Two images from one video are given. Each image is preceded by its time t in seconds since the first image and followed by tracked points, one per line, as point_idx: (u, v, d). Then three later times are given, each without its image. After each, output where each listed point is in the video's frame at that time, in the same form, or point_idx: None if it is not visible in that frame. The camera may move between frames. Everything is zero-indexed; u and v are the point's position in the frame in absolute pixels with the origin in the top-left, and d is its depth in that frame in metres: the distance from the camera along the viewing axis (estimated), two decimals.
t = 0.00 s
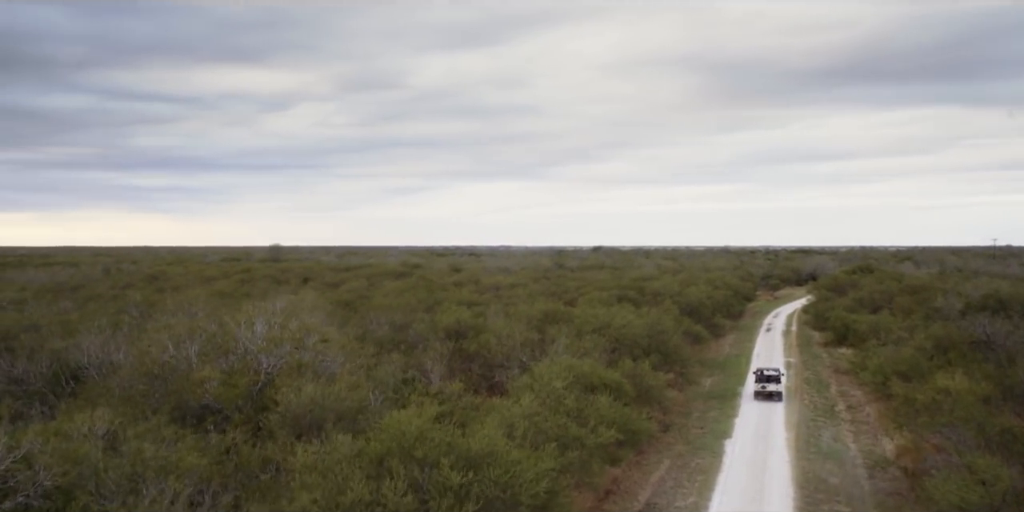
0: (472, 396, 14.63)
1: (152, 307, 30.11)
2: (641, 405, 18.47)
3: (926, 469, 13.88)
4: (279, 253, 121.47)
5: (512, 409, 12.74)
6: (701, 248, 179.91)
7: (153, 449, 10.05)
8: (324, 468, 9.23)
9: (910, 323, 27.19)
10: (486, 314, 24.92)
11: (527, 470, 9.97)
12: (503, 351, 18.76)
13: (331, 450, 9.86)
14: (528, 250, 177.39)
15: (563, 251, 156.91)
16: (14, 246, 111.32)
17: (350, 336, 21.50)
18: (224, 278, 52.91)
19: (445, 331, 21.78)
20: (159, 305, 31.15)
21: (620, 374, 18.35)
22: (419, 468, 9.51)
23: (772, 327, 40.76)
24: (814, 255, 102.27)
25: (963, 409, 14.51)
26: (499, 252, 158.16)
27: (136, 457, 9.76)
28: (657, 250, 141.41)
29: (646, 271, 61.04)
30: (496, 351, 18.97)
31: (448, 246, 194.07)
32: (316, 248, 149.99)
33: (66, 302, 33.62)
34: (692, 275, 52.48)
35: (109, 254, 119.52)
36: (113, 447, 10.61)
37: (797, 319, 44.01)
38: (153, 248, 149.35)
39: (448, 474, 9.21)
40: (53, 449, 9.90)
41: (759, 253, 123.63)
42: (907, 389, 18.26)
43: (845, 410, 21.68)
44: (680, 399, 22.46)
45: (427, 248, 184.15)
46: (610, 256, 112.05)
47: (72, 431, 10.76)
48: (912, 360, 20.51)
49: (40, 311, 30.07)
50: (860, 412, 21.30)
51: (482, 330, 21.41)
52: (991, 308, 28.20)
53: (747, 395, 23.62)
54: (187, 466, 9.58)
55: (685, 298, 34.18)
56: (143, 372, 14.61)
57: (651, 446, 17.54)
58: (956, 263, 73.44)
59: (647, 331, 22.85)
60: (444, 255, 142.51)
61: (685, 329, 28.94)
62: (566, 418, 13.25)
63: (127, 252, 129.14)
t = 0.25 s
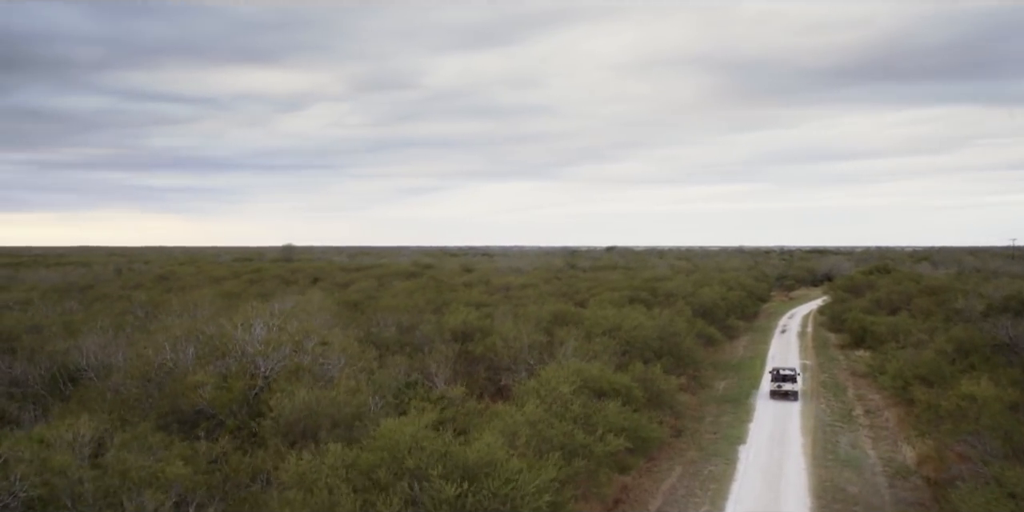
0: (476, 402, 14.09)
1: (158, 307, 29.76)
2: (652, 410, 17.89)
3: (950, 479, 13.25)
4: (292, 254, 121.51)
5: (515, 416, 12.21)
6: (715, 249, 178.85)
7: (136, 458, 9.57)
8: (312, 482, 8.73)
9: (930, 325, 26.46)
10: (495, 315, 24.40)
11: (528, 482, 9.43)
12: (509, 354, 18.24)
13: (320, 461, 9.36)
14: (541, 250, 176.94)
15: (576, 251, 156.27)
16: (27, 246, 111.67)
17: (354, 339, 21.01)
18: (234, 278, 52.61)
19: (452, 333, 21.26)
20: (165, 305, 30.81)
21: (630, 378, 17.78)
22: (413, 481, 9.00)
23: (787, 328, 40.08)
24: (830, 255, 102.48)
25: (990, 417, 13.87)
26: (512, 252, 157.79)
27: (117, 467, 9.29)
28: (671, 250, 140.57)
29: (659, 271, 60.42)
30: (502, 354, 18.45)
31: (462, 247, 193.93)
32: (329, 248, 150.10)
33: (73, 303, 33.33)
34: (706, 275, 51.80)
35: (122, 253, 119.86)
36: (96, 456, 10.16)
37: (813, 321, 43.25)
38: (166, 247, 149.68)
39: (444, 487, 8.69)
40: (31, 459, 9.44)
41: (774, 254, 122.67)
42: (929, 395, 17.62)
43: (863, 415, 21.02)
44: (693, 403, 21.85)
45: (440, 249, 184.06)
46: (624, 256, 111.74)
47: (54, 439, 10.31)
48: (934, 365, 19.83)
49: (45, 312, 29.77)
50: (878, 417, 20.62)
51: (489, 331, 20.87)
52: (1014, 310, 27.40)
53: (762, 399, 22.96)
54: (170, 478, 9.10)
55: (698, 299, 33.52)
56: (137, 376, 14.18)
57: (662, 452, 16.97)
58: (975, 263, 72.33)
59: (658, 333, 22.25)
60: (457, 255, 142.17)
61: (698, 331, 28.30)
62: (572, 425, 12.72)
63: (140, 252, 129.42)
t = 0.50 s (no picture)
0: (478, 408, 13.58)
1: (163, 307, 29.38)
2: (662, 415, 17.29)
3: (975, 490, 12.64)
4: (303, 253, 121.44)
5: (517, 424, 11.69)
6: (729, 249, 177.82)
7: (115, 469, 9.13)
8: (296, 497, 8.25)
9: (951, 327, 25.73)
10: (502, 317, 23.86)
11: (526, 495, 8.91)
12: (515, 359, 17.70)
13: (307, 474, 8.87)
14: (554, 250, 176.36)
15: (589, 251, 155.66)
16: (40, 247, 112.00)
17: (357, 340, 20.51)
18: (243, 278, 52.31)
19: (458, 336, 20.73)
20: (170, 305, 30.45)
21: (640, 382, 17.19)
22: (404, 495, 8.50)
23: (802, 329, 39.35)
24: (846, 255, 101.99)
25: (1017, 425, 13.23)
26: (524, 252, 157.33)
27: (94, 479, 8.85)
28: (684, 250, 139.79)
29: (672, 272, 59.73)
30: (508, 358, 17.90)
31: (474, 247, 193.58)
32: (341, 248, 150.11)
33: (79, 303, 33.01)
34: (719, 275, 51.09)
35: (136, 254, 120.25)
36: (77, 466, 9.71)
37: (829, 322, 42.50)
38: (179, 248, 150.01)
39: (435, 501, 8.18)
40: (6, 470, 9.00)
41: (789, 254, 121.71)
42: (951, 402, 16.97)
43: (882, 420, 20.35)
44: (705, 408, 21.23)
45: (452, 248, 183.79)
46: (637, 256, 111.34)
47: (34, 448, 9.88)
48: (956, 370, 19.15)
49: (50, 312, 29.45)
50: (897, 423, 19.96)
51: (496, 333, 20.32)
52: None
53: (777, 403, 22.29)
54: (149, 491, 8.64)
55: (711, 300, 32.87)
56: (130, 379, 13.74)
57: (672, 459, 16.39)
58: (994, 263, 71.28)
59: (670, 335, 21.64)
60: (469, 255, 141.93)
61: (711, 333, 27.65)
62: (576, 433, 12.19)
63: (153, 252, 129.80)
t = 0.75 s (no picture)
0: (480, 415, 13.08)
1: (169, 307, 29.06)
2: (673, 420, 16.74)
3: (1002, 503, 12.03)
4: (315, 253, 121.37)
5: (519, 432, 11.18)
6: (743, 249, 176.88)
7: (93, 482, 8.71)
8: None
9: (972, 329, 25.02)
10: (510, 318, 23.33)
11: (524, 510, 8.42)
12: (521, 363, 17.20)
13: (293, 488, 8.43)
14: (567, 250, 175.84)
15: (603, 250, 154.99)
16: (56, 247, 112.42)
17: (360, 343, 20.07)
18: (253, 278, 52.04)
19: (463, 338, 20.25)
20: (176, 305, 30.12)
21: (649, 387, 16.65)
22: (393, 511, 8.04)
23: (817, 330, 38.67)
24: (861, 255, 101.88)
25: None
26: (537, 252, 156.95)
27: (70, 492, 8.44)
28: (698, 250, 139.01)
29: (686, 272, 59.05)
30: (513, 362, 17.41)
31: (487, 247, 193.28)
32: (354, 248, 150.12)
33: (85, 303, 32.77)
34: (733, 275, 50.37)
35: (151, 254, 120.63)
36: (55, 476, 9.29)
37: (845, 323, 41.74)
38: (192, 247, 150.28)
39: None
40: None
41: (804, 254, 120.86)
42: (975, 408, 16.33)
43: (901, 425, 19.70)
44: (718, 412, 20.64)
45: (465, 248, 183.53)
46: (651, 256, 111.05)
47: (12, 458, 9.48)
48: (979, 374, 18.50)
49: (54, 312, 29.17)
50: (917, 428, 19.31)
51: (502, 335, 19.82)
52: None
53: (793, 407, 21.65)
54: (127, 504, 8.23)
55: (725, 301, 32.23)
56: (121, 383, 13.32)
57: (683, 466, 15.83)
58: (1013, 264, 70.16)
59: (681, 337, 21.08)
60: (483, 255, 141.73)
61: (724, 335, 27.05)
62: (582, 440, 11.69)
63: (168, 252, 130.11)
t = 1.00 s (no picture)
0: (481, 422, 12.59)
1: (174, 308, 28.74)
2: (684, 426, 16.20)
3: None
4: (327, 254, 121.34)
5: (520, 441, 10.68)
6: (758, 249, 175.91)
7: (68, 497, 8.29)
8: None
9: (994, 332, 24.30)
10: (518, 319, 22.80)
11: None
12: (527, 366, 16.70)
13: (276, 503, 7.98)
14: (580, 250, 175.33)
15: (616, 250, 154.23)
16: (70, 247, 112.96)
17: (364, 346, 19.61)
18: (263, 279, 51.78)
19: (469, 340, 19.76)
20: (182, 306, 29.83)
21: (659, 392, 16.10)
22: None
23: (833, 332, 37.96)
24: (877, 255, 101.52)
25: None
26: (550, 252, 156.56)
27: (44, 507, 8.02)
28: (712, 250, 138.08)
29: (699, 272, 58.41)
30: (520, 366, 16.89)
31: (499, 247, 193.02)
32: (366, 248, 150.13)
33: (92, 303, 32.55)
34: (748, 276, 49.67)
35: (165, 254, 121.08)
36: (32, 487, 8.88)
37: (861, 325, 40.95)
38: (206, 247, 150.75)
39: None
40: None
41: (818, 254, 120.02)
42: (1000, 416, 15.69)
43: (920, 431, 19.07)
44: (731, 416, 20.07)
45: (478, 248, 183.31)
46: (665, 256, 110.61)
47: None
48: (1003, 380, 17.84)
49: (59, 312, 28.93)
50: (938, 434, 18.67)
51: (509, 337, 19.31)
52: None
53: (809, 412, 21.03)
54: None
55: (738, 301, 31.57)
56: (113, 386, 12.92)
57: (694, 473, 15.27)
58: None
59: (693, 339, 20.50)
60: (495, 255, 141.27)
61: (738, 337, 26.45)
62: (587, 449, 11.16)
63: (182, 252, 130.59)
